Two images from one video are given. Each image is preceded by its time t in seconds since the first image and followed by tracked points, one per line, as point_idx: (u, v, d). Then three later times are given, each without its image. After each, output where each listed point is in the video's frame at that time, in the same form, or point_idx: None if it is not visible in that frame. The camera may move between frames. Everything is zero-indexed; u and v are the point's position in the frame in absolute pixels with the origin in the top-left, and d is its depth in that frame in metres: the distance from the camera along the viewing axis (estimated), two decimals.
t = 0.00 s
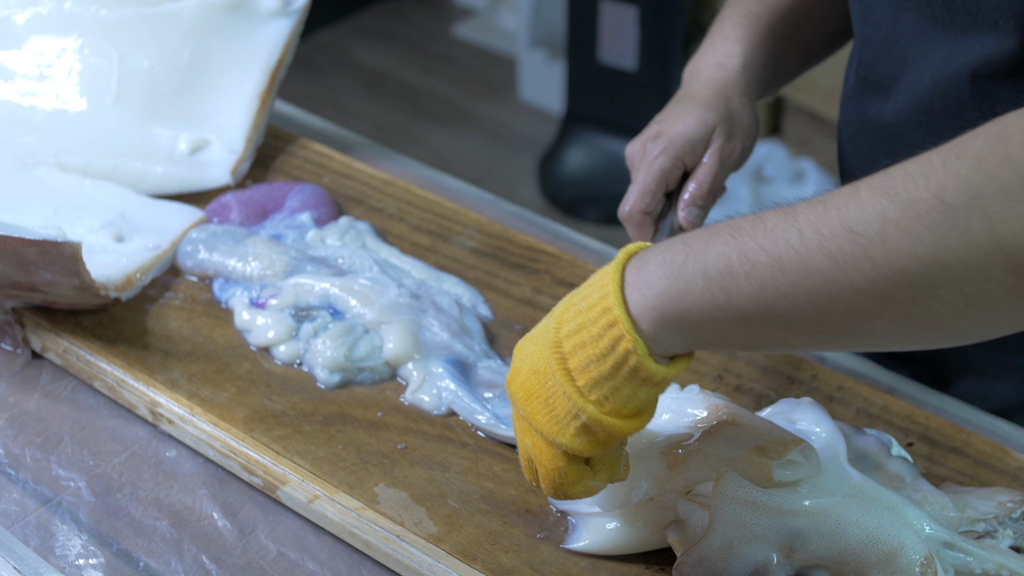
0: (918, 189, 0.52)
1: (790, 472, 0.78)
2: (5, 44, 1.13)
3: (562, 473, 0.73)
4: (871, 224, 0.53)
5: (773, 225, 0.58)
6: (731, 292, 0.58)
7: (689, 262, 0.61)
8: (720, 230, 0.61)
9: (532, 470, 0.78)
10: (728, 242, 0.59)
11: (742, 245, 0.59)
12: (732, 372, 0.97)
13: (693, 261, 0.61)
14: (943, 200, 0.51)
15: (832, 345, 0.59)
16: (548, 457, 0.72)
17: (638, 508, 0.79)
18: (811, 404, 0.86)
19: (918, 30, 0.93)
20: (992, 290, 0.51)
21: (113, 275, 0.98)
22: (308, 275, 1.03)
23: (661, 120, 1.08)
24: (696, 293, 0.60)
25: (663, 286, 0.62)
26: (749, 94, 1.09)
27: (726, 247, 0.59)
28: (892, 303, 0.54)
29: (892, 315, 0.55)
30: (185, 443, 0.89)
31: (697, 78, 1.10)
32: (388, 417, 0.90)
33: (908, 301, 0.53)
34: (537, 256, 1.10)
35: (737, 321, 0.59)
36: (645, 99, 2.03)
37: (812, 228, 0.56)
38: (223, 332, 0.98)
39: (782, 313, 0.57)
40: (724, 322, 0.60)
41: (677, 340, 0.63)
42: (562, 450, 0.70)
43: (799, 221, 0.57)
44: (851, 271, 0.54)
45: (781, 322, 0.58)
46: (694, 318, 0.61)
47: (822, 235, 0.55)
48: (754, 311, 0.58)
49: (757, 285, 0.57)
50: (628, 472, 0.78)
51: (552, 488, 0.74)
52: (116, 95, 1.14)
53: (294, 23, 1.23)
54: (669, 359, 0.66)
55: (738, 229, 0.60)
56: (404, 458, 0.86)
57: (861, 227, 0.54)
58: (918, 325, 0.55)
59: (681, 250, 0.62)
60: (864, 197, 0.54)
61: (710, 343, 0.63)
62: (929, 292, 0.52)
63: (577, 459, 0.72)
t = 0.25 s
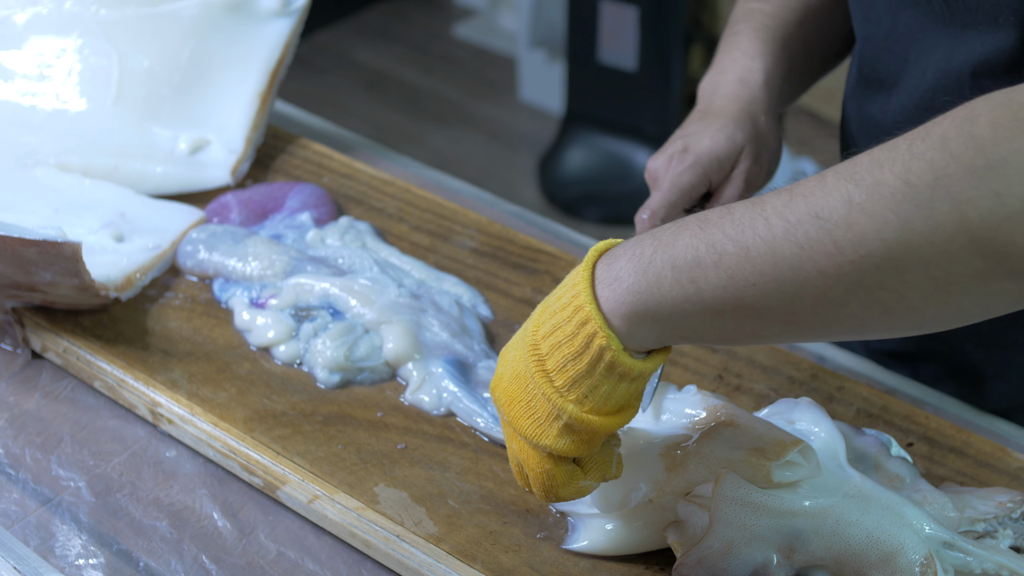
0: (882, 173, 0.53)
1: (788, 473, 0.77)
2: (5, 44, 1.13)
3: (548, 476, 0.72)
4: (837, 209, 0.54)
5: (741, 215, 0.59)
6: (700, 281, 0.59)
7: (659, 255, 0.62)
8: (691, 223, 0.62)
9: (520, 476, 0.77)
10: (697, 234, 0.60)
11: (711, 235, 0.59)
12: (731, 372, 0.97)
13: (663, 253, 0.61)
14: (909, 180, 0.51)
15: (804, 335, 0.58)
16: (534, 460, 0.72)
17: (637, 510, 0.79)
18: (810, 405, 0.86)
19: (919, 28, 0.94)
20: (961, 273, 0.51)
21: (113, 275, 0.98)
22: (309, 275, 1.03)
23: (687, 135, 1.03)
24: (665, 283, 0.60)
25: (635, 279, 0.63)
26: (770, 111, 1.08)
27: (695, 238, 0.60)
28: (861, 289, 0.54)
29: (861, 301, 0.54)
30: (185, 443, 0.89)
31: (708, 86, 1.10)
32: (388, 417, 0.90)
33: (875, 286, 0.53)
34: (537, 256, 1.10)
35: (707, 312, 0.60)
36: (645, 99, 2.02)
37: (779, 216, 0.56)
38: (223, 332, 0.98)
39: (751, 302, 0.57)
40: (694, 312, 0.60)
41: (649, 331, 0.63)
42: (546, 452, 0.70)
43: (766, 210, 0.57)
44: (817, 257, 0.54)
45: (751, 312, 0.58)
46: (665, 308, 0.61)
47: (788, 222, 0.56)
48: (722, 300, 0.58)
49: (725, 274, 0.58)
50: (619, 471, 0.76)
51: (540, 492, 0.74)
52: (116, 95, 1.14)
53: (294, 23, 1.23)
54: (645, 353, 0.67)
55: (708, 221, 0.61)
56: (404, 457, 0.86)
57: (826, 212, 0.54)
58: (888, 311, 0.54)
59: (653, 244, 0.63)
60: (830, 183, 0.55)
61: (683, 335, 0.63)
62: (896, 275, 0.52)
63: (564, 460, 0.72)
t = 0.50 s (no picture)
0: (865, 153, 0.52)
1: (788, 473, 0.77)
2: (5, 44, 1.13)
3: (532, 453, 0.73)
4: (819, 188, 0.53)
5: (725, 194, 0.59)
6: (681, 260, 0.59)
7: (644, 234, 0.62)
8: (677, 203, 0.62)
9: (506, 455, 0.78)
10: (682, 213, 0.60)
11: (694, 214, 0.59)
12: (732, 372, 0.97)
13: (648, 231, 0.62)
14: (891, 161, 0.51)
15: (786, 316, 0.58)
16: (518, 438, 0.73)
17: (636, 509, 0.79)
18: (810, 404, 0.86)
19: (919, 28, 0.94)
20: (943, 257, 0.51)
21: (113, 275, 0.98)
22: (308, 275, 1.03)
23: (696, 152, 1.00)
24: (648, 261, 0.60)
25: (619, 258, 0.63)
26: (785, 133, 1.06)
27: (679, 217, 0.60)
28: (841, 269, 0.54)
29: (842, 283, 0.54)
30: (185, 443, 0.89)
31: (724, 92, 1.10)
32: (388, 417, 0.90)
33: (856, 267, 0.53)
34: (537, 256, 1.10)
35: (688, 290, 0.60)
36: (645, 99, 2.02)
37: (762, 194, 0.56)
38: (223, 332, 0.98)
39: (731, 281, 0.57)
40: (676, 291, 0.60)
41: (633, 310, 0.64)
42: (529, 427, 0.71)
43: (750, 189, 0.57)
44: (797, 235, 0.54)
45: (732, 291, 0.58)
46: (647, 287, 0.61)
47: (770, 201, 0.55)
48: (703, 279, 0.58)
49: (707, 253, 0.57)
50: (607, 451, 0.77)
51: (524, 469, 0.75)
52: (116, 95, 1.14)
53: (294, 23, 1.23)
54: (630, 331, 0.68)
55: (693, 201, 0.61)
56: (404, 457, 0.86)
57: (808, 191, 0.54)
58: (868, 293, 0.54)
59: (638, 223, 0.63)
60: (813, 162, 0.55)
61: (666, 314, 0.63)
62: (876, 256, 0.52)
63: (547, 438, 0.73)
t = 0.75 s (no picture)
0: (863, 152, 0.52)
1: (788, 473, 0.77)
2: (5, 44, 1.13)
3: (528, 446, 0.73)
4: (816, 185, 0.53)
5: (723, 190, 0.59)
6: (678, 255, 0.59)
7: (642, 228, 0.62)
8: (676, 198, 0.62)
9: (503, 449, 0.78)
10: (679, 208, 0.60)
11: (692, 209, 0.59)
12: (732, 372, 0.97)
13: (646, 226, 0.62)
14: (888, 159, 0.51)
15: (782, 313, 0.58)
16: (514, 431, 0.73)
17: (635, 508, 0.79)
18: (809, 404, 0.86)
19: (920, 28, 0.94)
20: (938, 257, 0.51)
21: (113, 275, 0.98)
22: (309, 275, 1.03)
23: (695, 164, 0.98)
24: (646, 256, 0.61)
25: (617, 252, 0.63)
26: (789, 141, 1.06)
27: (677, 212, 0.60)
28: (836, 267, 0.54)
29: (838, 281, 0.54)
30: (185, 443, 0.89)
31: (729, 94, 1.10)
32: (388, 417, 0.90)
33: (852, 265, 0.53)
34: (538, 256, 1.10)
35: (684, 285, 0.60)
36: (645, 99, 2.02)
37: (759, 190, 0.56)
38: (223, 332, 0.98)
39: (727, 277, 0.57)
40: (672, 286, 0.60)
41: (630, 304, 0.64)
42: (524, 419, 0.71)
43: (748, 185, 0.57)
44: (793, 232, 0.54)
45: (728, 287, 0.58)
46: (644, 281, 0.61)
47: (768, 198, 0.55)
48: (699, 274, 0.58)
49: (703, 248, 0.57)
50: (603, 445, 0.77)
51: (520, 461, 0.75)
52: (116, 95, 1.14)
53: (294, 23, 1.23)
54: (626, 326, 0.68)
55: (691, 196, 0.61)
56: (404, 458, 0.86)
57: (805, 187, 0.54)
58: (863, 291, 0.54)
59: (636, 218, 0.63)
60: (811, 159, 0.55)
61: (663, 309, 0.63)
62: (871, 254, 0.52)
63: (543, 431, 0.73)
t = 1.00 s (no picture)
0: (865, 153, 0.52)
1: (787, 473, 0.77)
2: (4, 44, 1.13)
3: (527, 445, 0.73)
4: (817, 186, 0.53)
5: (724, 190, 0.59)
6: (678, 254, 0.59)
7: (642, 227, 0.62)
8: (676, 197, 0.62)
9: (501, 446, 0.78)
10: (680, 207, 0.60)
11: (692, 209, 0.59)
12: (732, 372, 0.97)
13: (646, 225, 0.62)
14: (889, 161, 0.51)
15: (781, 313, 0.58)
16: (513, 429, 0.73)
17: (635, 508, 0.79)
18: (809, 404, 0.86)
19: (919, 27, 0.94)
20: (938, 258, 0.51)
21: (113, 275, 0.98)
22: (309, 275, 1.03)
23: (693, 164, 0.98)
24: (646, 256, 0.61)
25: (617, 251, 0.63)
26: (790, 140, 1.06)
27: (677, 212, 0.60)
28: (837, 268, 0.54)
29: (838, 281, 0.54)
30: (185, 443, 0.89)
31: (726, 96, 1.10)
32: (388, 417, 0.90)
33: (852, 266, 0.53)
34: (538, 256, 1.10)
35: (684, 284, 0.60)
36: (645, 99, 2.02)
37: (760, 190, 0.56)
38: (223, 332, 0.98)
39: (727, 277, 0.57)
40: (672, 285, 0.60)
41: (630, 303, 0.64)
42: (523, 417, 0.71)
43: (748, 184, 0.57)
44: (793, 232, 0.54)
45: (728, 287, 0.58)
46: (644, 280, 0.61)
47: (768, 198, 0.55)
48: (699, 274, 0.58)
49: (703, 248, 0.57)
50: (602, 442, 0.77)
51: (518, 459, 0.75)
52: (116, 95, 1.14)
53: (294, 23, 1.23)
54: (625, 325, 0.68)
55: (692, 196, 0.61)
56: (404, 458, 0.86)
57: (806, 188, 0.54)
58: (864, 292, 0.54)
59: (636, 217, 0.63)
60: (812, 160, 0.55)
61: (662, 308, 0.63)
62: (872, 255, 0.52)
63: (542, 429, 0.73)
